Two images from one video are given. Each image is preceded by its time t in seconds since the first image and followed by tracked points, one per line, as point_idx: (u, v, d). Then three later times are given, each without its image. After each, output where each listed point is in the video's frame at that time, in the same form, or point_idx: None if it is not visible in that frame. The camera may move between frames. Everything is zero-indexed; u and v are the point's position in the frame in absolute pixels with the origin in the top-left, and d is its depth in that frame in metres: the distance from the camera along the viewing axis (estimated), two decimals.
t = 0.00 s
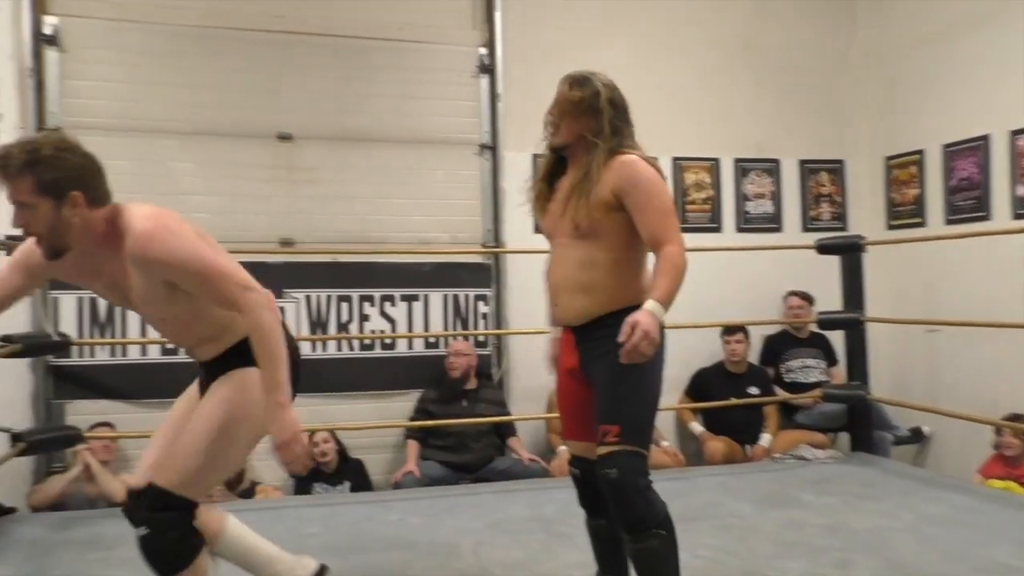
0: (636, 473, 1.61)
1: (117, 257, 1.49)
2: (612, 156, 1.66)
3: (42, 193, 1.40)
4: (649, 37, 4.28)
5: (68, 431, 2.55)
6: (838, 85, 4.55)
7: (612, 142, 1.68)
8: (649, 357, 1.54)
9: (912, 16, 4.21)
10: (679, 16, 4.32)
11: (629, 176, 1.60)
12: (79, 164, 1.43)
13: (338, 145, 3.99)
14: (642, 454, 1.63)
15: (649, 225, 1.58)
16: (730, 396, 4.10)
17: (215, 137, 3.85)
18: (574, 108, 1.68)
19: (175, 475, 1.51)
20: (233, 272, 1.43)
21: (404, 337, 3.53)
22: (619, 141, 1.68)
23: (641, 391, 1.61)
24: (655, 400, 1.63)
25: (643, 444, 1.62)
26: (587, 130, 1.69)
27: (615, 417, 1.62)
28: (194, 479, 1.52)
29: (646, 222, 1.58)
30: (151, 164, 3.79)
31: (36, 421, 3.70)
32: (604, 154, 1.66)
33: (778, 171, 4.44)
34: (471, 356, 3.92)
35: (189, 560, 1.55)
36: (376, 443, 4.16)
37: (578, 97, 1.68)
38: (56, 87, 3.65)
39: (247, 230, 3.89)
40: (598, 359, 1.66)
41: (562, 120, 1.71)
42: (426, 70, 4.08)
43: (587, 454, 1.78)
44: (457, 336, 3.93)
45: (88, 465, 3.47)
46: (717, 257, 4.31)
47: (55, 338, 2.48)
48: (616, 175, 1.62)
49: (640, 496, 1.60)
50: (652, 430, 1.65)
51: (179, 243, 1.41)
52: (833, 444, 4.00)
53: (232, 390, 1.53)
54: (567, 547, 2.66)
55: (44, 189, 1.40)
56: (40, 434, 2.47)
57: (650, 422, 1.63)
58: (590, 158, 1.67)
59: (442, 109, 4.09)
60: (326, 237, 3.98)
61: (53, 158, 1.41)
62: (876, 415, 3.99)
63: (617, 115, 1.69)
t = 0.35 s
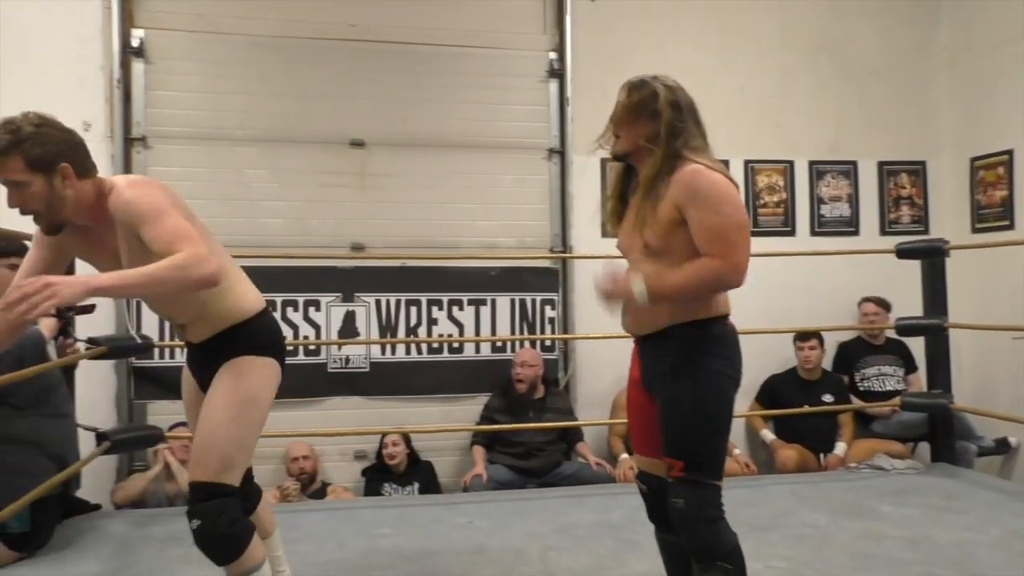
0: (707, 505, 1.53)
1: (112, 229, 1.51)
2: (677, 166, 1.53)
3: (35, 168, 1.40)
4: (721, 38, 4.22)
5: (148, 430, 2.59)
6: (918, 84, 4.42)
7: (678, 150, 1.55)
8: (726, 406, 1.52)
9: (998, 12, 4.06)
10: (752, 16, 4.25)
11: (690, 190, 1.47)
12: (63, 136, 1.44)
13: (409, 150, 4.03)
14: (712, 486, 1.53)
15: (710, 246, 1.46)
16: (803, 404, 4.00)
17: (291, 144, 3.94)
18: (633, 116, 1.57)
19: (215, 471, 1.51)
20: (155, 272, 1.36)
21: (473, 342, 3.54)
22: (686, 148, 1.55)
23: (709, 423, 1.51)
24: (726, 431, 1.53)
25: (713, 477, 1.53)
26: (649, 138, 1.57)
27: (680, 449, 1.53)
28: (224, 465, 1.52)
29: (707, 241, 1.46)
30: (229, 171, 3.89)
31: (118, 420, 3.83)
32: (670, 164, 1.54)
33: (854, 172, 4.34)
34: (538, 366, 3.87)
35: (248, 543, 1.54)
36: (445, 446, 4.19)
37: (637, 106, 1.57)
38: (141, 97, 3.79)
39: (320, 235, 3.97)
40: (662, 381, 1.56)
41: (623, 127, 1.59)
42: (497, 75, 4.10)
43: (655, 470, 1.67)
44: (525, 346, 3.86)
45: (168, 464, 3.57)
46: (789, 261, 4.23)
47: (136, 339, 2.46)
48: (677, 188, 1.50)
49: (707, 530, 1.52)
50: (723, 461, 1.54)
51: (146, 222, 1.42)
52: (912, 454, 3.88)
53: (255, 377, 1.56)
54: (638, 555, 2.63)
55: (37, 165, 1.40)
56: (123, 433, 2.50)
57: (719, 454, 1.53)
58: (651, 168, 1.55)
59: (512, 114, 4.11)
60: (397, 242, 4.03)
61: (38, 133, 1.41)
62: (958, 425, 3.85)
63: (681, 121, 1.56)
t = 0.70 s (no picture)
0: (744, 509, 1.48)
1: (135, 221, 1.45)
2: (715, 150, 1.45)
3: (76, 152, 1.33)
4: (756, 34, 4.18)
5: (188, 425, 2.62)
6: (958, 80, 4.34)
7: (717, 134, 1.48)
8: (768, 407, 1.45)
9: None
10: (787, 12, 4.20)
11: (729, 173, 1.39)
12: (103, 121, 1.38)
13: (442, 149, 4.05)
14: (751, 489, 1.48)
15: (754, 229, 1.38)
16: (839, 405, 3.95)
17: (325, 144, 3.98)
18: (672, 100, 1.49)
19: (265, 467, 1.50)
20: (149, 269, 1.32)
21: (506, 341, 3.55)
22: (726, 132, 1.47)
23: (753, 427, 1.45)
24: (767, 433, 1.46)
25: (753, 481, 1.47)
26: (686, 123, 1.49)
27: (718, 453, 1.47)
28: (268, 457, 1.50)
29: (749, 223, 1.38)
30: (265, 171, 3.93)
31: (157, 417, 3.89)
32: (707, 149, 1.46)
33: (892, 170, 4.28)
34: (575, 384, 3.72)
35: (309, 533, 1.55)
36: (477, 444, 4.20)
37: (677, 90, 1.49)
38: (179, 99, 3.85)
39: (354, 234, 4.00)
40: (700, 379, 1.49)
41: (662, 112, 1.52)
42: (530, 75, 4.11)
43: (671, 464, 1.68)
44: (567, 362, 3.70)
45: (205, 460, 3.62)
46: (824, 260, 4.19)
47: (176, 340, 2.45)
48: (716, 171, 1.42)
49: (745, 535, 1.46)
50: (763, 463, 1.48)
51: (168, 213, 1.37)
52: (951, 456, 3.81)
53: (275, 367, 1.55)
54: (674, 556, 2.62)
55: (78, 149, 1.33)
56: (164, 430, 2.54)
57: (759, 457, 1.47)
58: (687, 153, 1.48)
59: (544, 113, 4.12)
60: (430, 241, 4.05)
61: (81, 118, 1.34)
62: (1000, 427, 3.79)
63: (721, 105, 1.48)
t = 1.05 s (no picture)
0: (781, 512, 1.46)
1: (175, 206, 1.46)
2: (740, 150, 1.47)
3: (125, 127, 1.35)
4: (788, 32, 4.14)
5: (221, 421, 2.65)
6: (995, 76, 4.26)
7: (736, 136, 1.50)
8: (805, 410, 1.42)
9: None
10: (821, 9, 4.16)
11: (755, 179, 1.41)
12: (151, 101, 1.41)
13: (471, 149, 4.06)
14: (788, 492, 1.47)
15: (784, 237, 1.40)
16: (872, 406, 3.90)
17: (356, 144, 4.00)
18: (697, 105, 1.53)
19: (315, 463, 1.55)
20: (193, 238, 1.33)
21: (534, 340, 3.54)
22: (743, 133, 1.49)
23: (789, 427, 1.45)
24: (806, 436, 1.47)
25: (790, 483, 1.46)
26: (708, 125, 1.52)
27: (759, 454, 1.46)
28: (316, 453, 1.55)
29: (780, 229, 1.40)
30: (297, 170, 3.97)
31: (190, 413, 3.94)
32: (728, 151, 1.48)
33: (927, 169, 4.21)
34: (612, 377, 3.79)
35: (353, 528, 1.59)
36: (505, 443, 4.20)
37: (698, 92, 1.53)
38: (213, 99, 3.90)
39: (384, 233, 4.02)
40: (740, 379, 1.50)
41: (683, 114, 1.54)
42: (560, 74, 4.10)
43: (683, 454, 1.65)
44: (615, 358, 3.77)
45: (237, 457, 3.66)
46: (857, 260, 4.13)
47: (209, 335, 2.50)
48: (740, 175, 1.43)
49: (781, 538, 1.45)
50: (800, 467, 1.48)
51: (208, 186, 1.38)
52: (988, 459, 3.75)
53: (320, 359, 1.56)
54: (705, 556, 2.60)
55: (127, 124, 1.35)
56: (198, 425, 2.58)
57: (798, 460, 1.46)
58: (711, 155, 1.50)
59: (574, 112, 4.11)
60: (459, 240, 4.06)
61: (132, 94, 1.36)
62: None
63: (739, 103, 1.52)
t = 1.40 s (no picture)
0: (777, 503, 1.51)
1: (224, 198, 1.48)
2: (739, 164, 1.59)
3: (192, 113, 1.36)
4: (818, 29, 4.10)
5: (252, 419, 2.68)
6: None
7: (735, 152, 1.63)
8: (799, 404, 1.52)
9: None
10: (852, 6, 4.11)
11: (756, 192, 1.51)
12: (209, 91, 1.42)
13: (499, 149, 4.07)
14: (783, 482, 1.52)
15: (788, 246, 1.49)
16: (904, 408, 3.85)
17: (384, 144, 4.03)
18: (698, 123, 1.68)
19: (348, 456, 1.56)
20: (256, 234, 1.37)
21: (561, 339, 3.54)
22: (742, 149, 1.63)
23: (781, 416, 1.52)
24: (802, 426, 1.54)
25: (784, 472, 1.52)
26: (711, 145, 1.66)
27: (756, 440, 1.53)
28: (346, 448, 1.56)
29: (781, 239, 1.50)
30: (326, 170, 4.00)
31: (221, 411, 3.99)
32: (726, 165, 1.60)
33: (961, 168, 4.15)
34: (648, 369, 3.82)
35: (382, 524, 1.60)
36: (532, 442, 4.21)
37: (699, 110, 1.68)
38: (244, 101, 3.95)
39: (412, 232, 4.04)
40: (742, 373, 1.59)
41: (685, 132, 1.69)
42: (588, 73, 4.09)
43: (717, 462, 1.74)
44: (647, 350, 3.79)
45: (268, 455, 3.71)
46: (888, 260, 4.09)
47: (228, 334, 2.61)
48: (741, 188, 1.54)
49: (780, 526, 1.51)
50: (795, 458, 1.54)
51: (272, 189, 1.44)
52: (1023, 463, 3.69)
53: (341, 357, 1.59)
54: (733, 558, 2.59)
55: (193, 110, 1.36)
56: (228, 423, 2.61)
57: (793, 448, 1.53)
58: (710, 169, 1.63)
59: (602, 112, 4.10)
60: (486, 239, 4.07)
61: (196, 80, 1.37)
62: None
63: (737, 123, 1.66)
